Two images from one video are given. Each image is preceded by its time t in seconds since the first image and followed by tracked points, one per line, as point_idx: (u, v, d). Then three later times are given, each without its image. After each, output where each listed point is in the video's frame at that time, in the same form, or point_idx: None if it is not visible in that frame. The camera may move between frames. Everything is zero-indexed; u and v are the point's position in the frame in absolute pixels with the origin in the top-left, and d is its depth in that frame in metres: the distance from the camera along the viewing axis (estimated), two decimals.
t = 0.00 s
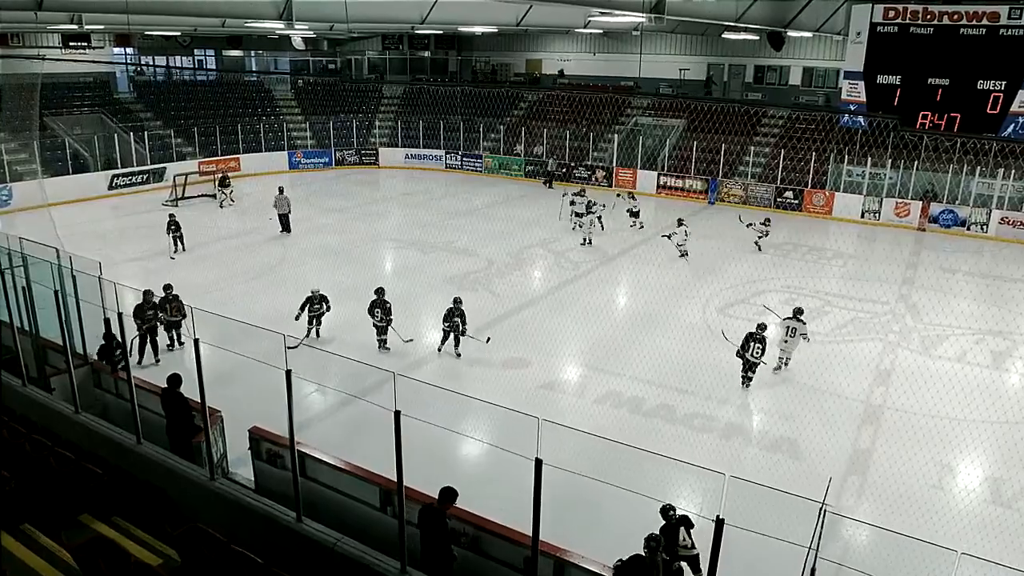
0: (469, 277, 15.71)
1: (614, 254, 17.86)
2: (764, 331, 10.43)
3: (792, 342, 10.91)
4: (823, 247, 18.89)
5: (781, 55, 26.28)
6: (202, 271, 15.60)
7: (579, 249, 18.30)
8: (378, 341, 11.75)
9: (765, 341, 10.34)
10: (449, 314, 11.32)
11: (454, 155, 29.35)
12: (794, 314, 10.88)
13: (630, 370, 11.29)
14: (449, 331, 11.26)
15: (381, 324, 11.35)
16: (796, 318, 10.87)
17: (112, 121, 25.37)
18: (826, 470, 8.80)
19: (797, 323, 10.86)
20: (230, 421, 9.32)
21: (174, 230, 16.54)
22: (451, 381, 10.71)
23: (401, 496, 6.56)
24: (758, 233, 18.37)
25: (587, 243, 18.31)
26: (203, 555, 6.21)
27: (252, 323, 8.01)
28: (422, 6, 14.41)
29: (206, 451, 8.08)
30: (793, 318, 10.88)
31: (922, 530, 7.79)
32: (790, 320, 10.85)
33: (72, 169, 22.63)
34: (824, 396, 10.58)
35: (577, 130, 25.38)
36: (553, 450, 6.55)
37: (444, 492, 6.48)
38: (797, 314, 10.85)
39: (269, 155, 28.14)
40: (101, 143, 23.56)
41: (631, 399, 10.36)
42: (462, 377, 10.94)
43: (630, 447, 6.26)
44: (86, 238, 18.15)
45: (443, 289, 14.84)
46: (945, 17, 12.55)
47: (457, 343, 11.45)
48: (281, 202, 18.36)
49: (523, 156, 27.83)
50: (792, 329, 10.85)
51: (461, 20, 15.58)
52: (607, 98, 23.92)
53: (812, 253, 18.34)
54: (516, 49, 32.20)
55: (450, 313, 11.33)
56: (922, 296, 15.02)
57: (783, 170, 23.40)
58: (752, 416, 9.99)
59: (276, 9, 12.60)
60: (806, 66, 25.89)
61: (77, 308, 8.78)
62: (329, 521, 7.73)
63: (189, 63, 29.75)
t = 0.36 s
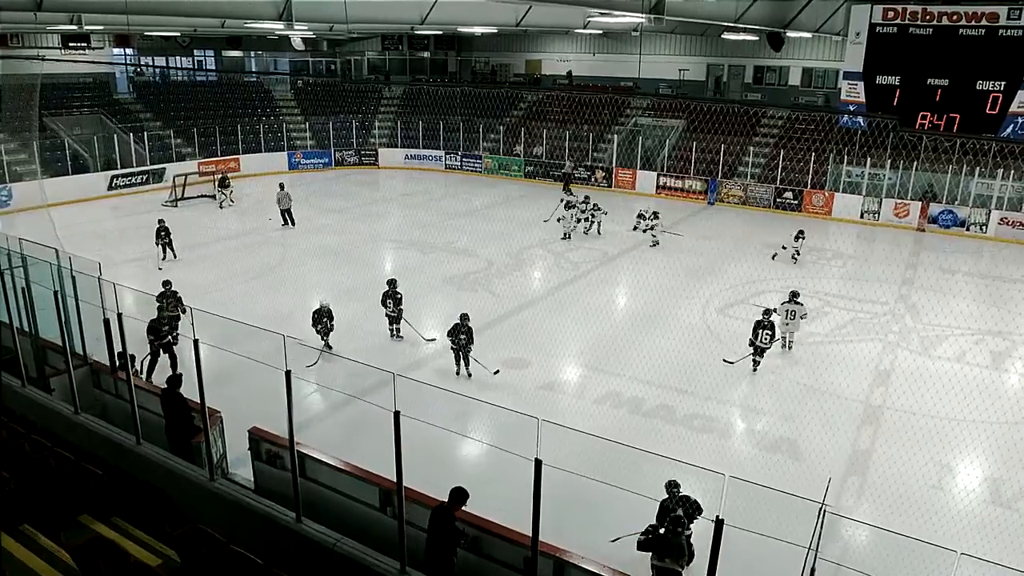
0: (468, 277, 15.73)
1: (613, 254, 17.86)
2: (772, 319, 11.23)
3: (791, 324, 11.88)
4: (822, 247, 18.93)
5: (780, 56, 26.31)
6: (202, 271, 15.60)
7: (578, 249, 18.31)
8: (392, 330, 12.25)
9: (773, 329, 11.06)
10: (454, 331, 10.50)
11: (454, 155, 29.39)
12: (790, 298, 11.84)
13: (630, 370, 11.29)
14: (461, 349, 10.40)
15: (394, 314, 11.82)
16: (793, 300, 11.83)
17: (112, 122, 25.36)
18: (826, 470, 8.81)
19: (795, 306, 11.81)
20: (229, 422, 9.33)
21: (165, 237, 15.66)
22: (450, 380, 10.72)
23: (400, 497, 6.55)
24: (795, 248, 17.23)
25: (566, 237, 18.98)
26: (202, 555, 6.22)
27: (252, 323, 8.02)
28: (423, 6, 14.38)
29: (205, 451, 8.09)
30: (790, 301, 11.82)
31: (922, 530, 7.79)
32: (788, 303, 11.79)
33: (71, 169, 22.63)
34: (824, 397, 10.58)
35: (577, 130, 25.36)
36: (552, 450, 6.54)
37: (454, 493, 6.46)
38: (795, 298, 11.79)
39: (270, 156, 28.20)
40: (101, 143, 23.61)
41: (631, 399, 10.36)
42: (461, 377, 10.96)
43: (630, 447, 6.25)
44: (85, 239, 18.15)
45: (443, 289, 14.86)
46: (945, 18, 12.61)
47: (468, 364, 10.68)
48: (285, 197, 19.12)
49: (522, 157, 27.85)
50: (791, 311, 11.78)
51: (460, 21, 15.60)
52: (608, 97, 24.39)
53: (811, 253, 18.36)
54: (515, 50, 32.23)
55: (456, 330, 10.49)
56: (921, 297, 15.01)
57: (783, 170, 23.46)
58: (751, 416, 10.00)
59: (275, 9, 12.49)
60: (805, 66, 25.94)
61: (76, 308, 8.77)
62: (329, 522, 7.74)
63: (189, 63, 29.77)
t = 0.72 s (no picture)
0: (468, 278, 15.80)
1: (612, 255, 17.92)
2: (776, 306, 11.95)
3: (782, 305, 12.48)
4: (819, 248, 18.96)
5: (777, 58, 26.39)
6: (203, 272, 15.63)
7: (577, 250, 18.38)
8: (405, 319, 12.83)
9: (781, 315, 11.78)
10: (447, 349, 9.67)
11: (454, 156, 29.52)
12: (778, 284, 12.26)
13: (628, 370, 11.34)
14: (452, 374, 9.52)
15: (406, 307, 12.44)
16: (781, 285, 12.32)
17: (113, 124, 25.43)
18: (823, 469, 8.86)
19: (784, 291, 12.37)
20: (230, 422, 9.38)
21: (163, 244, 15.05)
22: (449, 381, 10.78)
23: (400, 497, 6.60)
24: (825, 258, 16.58)
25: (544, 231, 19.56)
26: (203, 555, 6.28)
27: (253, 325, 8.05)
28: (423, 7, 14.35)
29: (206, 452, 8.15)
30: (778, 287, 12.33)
31: (920, 529, 7.84)
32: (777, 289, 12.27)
33: (72, 170, 22.68)
34: (821, 397, 10.62)
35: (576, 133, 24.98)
36: (551, 450, 6.58)
37: (467, 492, 6.53)
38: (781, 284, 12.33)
39: (271, 158, 28.38)
40: (102, 145, 23.67)
41: (630, 399, 10.41)
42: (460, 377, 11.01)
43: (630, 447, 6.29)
44: (86, 240, 18.20)
45: (443, 289, 14.93)
46: (942, 20, 12.69)
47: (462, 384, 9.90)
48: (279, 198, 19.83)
49: (521, 158, 27.93)
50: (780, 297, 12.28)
51: (460, 23, 15.68)
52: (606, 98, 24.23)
53: (809, 254, 18.44)
54: (513, 51, 32.31)
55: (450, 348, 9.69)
56: (918, 297, 15.07)
57: (781, 171, 23.57)
58: (749, 416, 10.05)
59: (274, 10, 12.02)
60: (803, 68, 26.04)
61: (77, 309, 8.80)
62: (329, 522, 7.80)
63: (189, 65, 29.82)
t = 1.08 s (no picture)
0: (467, 278, 15.90)
1: (610, 256, 18.02)
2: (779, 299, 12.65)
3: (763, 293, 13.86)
4: (815, 249, 19.02)
5: (773, 61, 26.53)
6: (204, 273, 15.71)
7: (576, 251, 18.48)
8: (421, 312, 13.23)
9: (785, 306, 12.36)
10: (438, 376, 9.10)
11: (453, 158, 29.66)
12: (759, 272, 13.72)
13: (626, 370, 11.43)
14: (441, 399, 8.44)
15: (422, 299, 12.86)
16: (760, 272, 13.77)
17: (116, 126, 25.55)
18: (819, 468, 8.95)
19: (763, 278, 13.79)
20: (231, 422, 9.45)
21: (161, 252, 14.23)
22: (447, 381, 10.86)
23: (400, 497, 6.68)
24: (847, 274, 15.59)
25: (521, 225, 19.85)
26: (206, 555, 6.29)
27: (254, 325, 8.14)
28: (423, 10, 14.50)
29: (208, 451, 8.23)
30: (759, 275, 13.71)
31: (915, 527, 7.92)
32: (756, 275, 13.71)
33: (74, 172, 22.79)
34: (817, 396, 10.71)
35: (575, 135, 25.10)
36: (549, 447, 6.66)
37: (473, 492, 6.64)
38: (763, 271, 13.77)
39: (273, 160, 28.44)
40: (105, 147, 23.81)
41: (627, 398, 10.49)
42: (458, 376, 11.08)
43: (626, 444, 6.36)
44: (89, 241, 18.29)
45: (442, 290, 15.03)
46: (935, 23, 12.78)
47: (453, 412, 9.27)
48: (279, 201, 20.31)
49: (519, 160, 28.05)
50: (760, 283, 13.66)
51: (459, 26, 15.83)
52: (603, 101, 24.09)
53: (806, 254, 18.55)
54: (513, 54, 32.45)
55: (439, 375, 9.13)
56: (912, 297, 15.16)
57: (777, 173, 23.54)
58: (746, 415, 10.13)
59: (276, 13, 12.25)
60: (798, 71, 26.21)
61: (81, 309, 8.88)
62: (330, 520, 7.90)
63: (191, 67, 29.96)
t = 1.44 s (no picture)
0: (465, 279, 16.03)
1: (607, 257, 18.17)
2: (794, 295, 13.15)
3: (737, 281, 14.53)
4: (808, 250, 19.17)
5: (768, 65, 26.75)
6: (206, 274, 15.84)
7: (573, 252, 18.63)
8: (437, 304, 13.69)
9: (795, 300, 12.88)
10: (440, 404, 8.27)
11: (451, 160, 29.70)
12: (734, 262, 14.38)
13: (622, 369, 11.58)
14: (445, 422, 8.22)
15: (437, 293, 13.34)
16: (737, 261, 14.39)
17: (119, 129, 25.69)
18: (812, 465, 9.11)
19: (739, 267, 14.44)
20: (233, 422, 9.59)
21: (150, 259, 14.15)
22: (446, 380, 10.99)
23: (400, 494, 6.75)
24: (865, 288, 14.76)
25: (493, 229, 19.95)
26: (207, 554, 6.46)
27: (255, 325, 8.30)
28: (423, 15, 14.75)
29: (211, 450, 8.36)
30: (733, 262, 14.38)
31: (906, 523, 8.08)
32: (732, 263, 14.34)
33: (77, 175, 22.92)
34: (810, 395, 10.87)
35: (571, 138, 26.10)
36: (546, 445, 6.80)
37: (469, 491, 6.74)
38: (739, 261, 14.41)
39: (273, 162, 28.48)
40: (108, 150, 23.88)
41: (623, 397, 10.64)
42: (458, 376, 11.21)
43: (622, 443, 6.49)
44: (92, 243, 18.41)
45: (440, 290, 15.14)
46: (927, 28, 13.57)
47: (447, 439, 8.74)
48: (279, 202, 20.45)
49: (517, 162, 28.23)
50: (735, 273, 14.35)
51: (459, 31, 16.06)
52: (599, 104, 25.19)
53: (799, 255, 18.71)
54: (511, 59, 32.60)
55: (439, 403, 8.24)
56: (903, 297, 15.35)
57: (770, 175, 23.80)
58: (740, 413, 10.29)
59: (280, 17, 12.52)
60: (792, 75, 26.46)
61: (84, 310, 9.04)
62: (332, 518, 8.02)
63: (194, 72, 30.14)
